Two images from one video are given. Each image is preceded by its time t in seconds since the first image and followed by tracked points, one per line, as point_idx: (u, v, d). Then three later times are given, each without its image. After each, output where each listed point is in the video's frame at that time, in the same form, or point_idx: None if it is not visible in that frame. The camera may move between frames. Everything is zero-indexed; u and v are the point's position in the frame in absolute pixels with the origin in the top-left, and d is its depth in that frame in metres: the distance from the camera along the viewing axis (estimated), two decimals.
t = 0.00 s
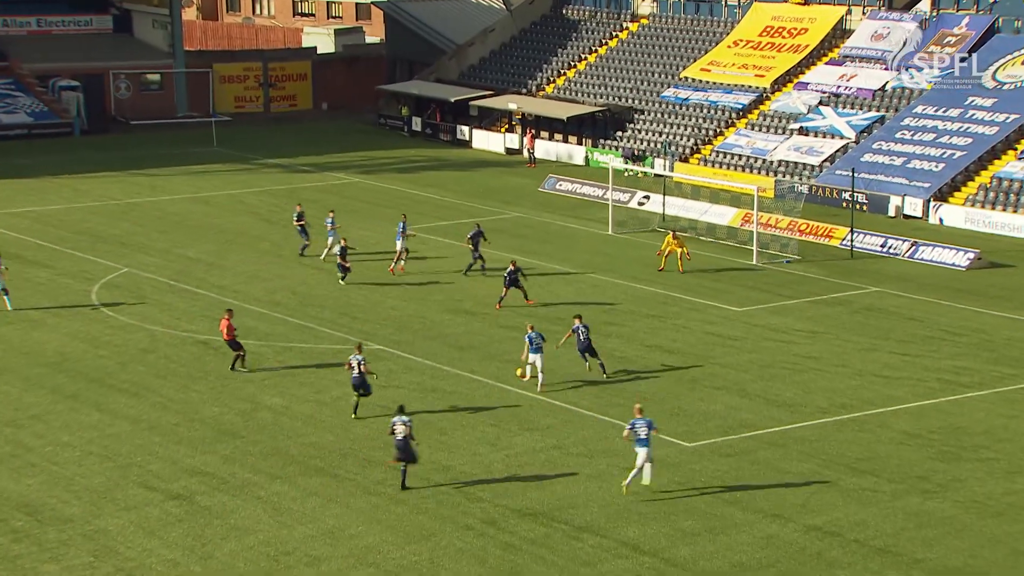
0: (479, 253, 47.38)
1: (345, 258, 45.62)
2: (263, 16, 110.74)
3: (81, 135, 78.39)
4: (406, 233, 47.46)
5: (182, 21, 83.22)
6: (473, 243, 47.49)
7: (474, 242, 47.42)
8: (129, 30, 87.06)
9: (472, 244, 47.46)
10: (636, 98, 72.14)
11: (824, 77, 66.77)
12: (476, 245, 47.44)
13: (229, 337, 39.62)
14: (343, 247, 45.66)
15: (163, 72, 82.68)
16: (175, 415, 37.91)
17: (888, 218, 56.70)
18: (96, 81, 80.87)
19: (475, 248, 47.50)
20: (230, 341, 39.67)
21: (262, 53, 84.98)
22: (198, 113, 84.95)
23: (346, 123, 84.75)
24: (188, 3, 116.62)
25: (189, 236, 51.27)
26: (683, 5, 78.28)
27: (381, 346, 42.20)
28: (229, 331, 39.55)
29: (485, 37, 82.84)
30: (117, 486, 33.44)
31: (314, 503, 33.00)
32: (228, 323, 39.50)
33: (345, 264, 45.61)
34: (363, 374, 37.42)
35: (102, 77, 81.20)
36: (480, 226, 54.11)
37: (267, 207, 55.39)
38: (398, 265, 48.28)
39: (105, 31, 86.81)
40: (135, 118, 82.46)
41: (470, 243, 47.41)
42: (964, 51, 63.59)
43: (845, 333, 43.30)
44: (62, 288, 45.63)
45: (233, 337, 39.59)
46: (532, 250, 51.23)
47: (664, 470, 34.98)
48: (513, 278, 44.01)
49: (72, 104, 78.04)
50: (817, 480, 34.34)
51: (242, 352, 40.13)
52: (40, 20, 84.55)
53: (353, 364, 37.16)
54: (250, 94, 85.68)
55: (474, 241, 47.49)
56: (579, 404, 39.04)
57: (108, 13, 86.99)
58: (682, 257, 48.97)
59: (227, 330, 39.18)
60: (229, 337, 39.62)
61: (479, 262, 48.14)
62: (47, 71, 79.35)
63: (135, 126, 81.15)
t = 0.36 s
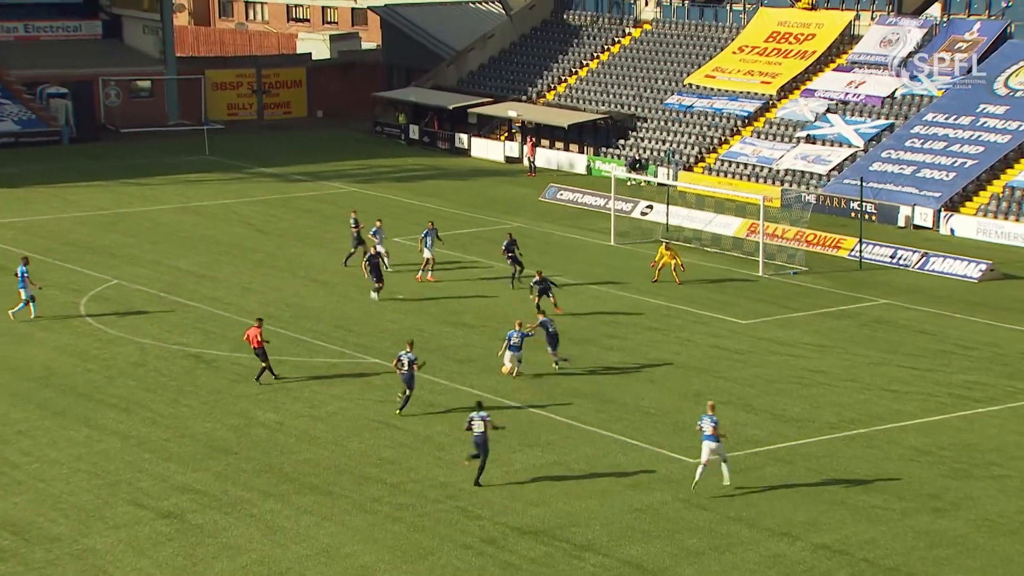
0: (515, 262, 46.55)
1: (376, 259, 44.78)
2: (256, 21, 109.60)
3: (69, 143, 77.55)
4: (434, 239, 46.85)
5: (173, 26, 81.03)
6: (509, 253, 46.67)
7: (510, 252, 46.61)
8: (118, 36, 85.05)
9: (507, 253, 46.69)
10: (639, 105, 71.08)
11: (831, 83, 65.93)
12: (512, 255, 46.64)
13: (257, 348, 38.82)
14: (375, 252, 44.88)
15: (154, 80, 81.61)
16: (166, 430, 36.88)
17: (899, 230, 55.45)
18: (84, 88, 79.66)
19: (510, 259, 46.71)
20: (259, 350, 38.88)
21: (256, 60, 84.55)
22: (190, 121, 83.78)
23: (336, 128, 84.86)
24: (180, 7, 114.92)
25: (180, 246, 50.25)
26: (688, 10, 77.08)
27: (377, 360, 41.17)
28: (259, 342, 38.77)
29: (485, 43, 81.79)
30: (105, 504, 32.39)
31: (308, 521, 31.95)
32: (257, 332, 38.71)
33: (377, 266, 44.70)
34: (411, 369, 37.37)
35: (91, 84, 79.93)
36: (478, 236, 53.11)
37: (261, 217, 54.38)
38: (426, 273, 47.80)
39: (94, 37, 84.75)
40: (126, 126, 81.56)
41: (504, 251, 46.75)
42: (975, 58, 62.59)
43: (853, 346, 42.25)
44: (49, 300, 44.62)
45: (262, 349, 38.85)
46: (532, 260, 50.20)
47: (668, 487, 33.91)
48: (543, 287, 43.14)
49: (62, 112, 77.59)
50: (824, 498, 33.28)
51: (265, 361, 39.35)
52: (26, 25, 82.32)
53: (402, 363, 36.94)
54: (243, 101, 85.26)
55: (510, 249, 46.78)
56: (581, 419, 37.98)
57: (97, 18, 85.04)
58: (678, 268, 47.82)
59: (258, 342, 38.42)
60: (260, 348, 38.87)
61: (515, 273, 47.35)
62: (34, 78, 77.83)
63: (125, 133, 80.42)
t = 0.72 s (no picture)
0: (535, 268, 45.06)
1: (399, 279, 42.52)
2: (241, 24, 106.19)
3: (47, 151, 74.97)
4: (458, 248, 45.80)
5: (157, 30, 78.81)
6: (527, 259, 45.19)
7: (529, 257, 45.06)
8: (99, 40, 82.19)
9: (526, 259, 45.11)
10: (638, 111, 69.67)
11: (837, 89, 64.43)
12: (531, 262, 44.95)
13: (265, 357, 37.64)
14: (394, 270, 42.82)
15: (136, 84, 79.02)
16: (147, 449, 35.40)
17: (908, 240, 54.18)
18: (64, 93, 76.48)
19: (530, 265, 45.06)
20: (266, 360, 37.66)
21: (241, 64, 81.74)
22: (173, 128, 80.66)
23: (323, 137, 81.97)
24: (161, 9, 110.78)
25: (163, 258, 48.74)
26: (688, 12, 75.75)
27: (368, 375, 39.69)
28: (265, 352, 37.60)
29: (479, 47, 80.21)
30: (84, 525, 30.91)
31: (295, 543, 30.48)
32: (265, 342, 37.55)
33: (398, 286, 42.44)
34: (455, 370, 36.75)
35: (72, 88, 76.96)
36: (472, 248, 51.68)
37: (248, 227, 52.89)
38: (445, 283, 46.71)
39: (73, 41, 81.67)
40: (105, 134, 78.30)
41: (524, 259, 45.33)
42: (986, 62, 61.14)
43: (861, 360, 40.83)
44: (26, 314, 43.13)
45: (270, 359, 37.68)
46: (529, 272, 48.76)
47: (670, 507, 32.45)
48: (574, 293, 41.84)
49: (38, 118, 74.42)
50: (832, 519, 31.83)
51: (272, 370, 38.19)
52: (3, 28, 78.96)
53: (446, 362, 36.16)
54: (229, 107, 82.24)
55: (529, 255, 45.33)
56: (579, 437, 36.52)
57: (76, 21, 81.83)
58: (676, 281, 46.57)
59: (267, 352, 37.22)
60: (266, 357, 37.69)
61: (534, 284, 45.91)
62: (12, 83, 74.82)
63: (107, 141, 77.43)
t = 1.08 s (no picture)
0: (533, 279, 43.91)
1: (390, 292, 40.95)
2: (210, 24, 101.28)
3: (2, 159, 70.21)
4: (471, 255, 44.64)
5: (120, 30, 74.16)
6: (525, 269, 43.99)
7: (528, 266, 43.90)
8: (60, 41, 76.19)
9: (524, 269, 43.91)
10: (627, 116, 67.42)
11: (835, 93, 62.53)
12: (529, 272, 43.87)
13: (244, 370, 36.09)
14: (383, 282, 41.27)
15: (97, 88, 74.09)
16: (110, 473, 33.46)
17: (910, 251, 52.48)
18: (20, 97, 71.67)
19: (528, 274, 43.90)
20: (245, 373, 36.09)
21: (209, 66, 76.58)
22: (137, 134, 75.88)
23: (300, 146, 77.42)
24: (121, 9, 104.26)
25: (127, 270, 46.78)
26: (678, 13, 73.24)
27: (344, 393, 37.77)
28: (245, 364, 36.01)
29: (461, 49, 77.44)
30: (42, 553, 29.00)
31: (266, 571, 28.60)
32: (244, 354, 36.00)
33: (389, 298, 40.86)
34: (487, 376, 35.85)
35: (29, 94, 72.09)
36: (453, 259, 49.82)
37: (217, 238, 50.95)
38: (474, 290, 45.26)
39: (31, 42, 75.48)
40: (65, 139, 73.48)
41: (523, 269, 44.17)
42: (991, 65, 59.41)
43: (861, 377, 39.05)
44: None
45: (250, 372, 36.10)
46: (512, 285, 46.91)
47: (663, 531, 30.63)
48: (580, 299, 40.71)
49: None
50: (831, 544, 30.02)
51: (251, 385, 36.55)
52: None
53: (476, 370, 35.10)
54: (197, 112, 76.92)
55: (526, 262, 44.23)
56: (565, 458, 34.67)
57: (34, 22, 75.61)
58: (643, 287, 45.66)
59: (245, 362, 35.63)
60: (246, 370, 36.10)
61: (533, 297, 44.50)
62: None
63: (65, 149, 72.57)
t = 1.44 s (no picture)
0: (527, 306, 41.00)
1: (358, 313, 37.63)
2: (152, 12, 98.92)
3: None
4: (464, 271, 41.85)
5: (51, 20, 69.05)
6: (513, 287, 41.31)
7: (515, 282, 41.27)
8: None
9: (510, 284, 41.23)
10: (616, 115, 62.31)
11: (846, 89, 57.83)
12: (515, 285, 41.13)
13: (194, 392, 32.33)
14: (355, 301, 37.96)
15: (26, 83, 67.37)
16: (37, 512, 29.67)
17: (929, 263, 48.31)
18: None
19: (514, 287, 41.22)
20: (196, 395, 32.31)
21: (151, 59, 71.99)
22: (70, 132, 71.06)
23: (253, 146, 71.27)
24: None
25: (62, 286, 42.93)
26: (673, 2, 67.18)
27: (303, 422, 34.09)
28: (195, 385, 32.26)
29: (431, 40, 70.71)
30: None
31: None
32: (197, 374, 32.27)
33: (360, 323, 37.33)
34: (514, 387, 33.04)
35: None
36: (424, 272, 46.15)
37: (159, 249, 47.26)
38: (482, 301, 42.36)
39: None
40: None
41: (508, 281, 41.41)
42: (1016, 58, 55.22)
43: (875, 403, 35.58)
44: None
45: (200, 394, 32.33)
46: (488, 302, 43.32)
47: None
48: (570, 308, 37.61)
49: None
50: None
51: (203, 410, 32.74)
52: None
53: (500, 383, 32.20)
54: (137, 110, 71.98)
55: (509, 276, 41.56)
56: (548, 493, 30.97)
57: None
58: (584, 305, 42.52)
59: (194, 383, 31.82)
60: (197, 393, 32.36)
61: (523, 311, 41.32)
62: None
63: None
